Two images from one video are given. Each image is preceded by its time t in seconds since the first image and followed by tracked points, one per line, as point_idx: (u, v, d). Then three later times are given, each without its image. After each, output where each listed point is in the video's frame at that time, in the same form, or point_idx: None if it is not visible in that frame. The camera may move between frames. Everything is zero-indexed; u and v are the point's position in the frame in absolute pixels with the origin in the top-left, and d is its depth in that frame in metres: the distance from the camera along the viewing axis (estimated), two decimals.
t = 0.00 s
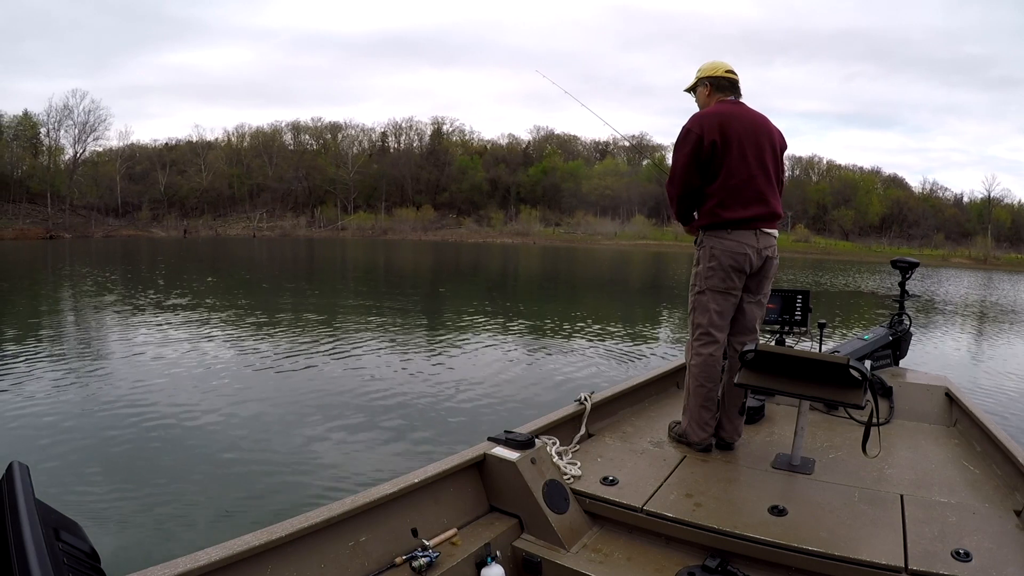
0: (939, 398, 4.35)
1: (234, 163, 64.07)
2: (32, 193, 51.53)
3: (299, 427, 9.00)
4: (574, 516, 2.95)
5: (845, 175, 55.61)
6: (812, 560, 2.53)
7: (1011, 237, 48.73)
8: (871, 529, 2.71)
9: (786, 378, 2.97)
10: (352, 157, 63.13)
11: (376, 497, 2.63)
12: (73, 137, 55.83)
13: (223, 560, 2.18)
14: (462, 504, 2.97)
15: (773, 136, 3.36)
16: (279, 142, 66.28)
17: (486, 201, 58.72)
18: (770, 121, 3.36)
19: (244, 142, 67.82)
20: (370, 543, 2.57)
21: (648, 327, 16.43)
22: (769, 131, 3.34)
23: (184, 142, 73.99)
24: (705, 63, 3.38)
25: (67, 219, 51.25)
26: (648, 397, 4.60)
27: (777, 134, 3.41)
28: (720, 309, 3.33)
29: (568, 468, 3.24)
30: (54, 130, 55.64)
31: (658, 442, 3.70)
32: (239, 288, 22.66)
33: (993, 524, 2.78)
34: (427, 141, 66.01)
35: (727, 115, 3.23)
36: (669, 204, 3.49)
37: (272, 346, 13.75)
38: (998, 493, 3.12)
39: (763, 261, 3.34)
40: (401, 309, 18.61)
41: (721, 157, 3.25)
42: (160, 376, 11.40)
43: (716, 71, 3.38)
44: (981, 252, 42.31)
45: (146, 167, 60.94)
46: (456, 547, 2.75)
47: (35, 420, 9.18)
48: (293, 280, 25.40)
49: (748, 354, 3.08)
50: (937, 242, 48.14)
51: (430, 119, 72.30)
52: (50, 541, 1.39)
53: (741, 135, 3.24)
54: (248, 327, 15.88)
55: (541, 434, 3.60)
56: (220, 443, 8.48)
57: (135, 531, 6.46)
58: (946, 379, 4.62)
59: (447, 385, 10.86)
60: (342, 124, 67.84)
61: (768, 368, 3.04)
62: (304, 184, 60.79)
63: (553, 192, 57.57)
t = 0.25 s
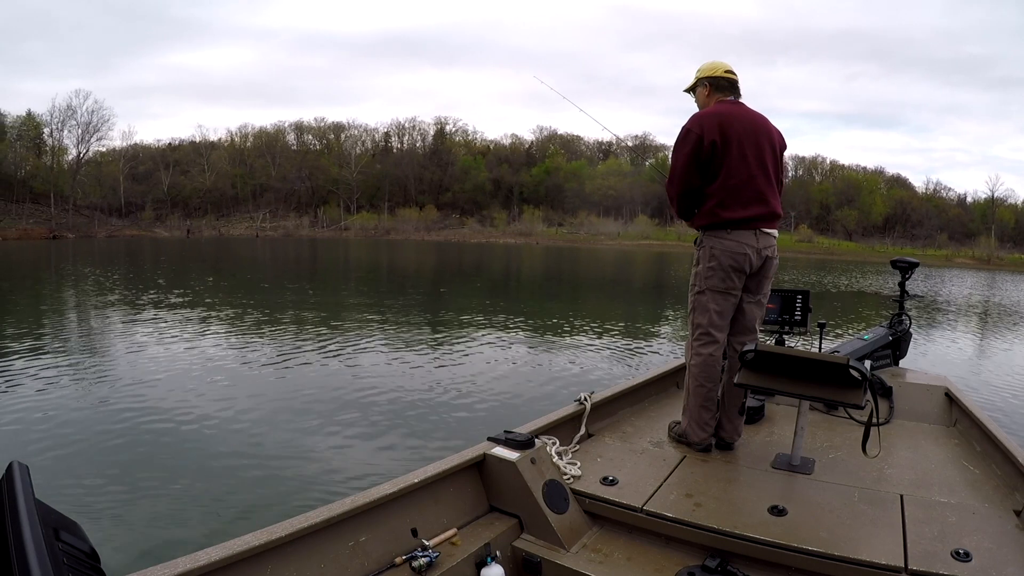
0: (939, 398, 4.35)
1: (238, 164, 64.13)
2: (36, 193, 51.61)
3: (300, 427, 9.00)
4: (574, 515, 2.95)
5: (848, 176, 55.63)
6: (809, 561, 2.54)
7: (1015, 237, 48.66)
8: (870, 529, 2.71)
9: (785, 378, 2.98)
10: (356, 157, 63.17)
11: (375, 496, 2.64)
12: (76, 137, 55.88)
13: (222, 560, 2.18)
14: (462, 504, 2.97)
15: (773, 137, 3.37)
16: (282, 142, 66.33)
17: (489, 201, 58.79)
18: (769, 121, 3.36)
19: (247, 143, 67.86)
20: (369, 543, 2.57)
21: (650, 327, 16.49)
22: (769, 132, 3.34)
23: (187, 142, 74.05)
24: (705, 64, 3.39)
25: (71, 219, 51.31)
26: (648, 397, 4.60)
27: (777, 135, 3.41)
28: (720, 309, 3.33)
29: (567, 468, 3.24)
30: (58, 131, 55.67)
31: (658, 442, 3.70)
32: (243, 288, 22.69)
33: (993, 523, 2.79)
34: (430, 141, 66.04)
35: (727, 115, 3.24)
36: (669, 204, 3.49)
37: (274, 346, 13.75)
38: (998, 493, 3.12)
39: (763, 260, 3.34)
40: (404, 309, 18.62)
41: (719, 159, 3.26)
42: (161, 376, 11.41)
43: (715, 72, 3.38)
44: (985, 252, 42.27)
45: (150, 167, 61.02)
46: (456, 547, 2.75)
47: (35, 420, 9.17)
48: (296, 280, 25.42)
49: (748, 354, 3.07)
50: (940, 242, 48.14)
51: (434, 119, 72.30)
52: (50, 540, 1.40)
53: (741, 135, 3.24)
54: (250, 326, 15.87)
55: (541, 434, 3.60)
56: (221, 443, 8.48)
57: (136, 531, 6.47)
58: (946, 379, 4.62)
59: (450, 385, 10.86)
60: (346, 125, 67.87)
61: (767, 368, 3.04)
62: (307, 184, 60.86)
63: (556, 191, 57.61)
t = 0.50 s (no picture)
0: (938, 398, 4.35)
1: (241, 164, 64.16)
2: (40, 193, 51.62)
3: (300, 427, 9.00)
4: (574, 515, 2.95)
5: (852, 176, 55.63)
6: (809, 560, 2.54)
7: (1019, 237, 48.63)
8: (869, 529, 2.71)
9: (785, 378, 2.97)
10: (359, 157, 63.15)
11: (375, 496, 2.63)
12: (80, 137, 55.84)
13: (223, 559, 2.18)
14: (462, 504, 2.97)
15: (772, 137, 3.37)
16: (285, 142, 66.31)
17: (492, 201, 58.82)
18: (769, 121, 3.36)
19: (250, 143, 67.85)
20: (368, 543, 2.57)
21: (654, 328, 16.52)
22: (768, 132, 3.34)
23: (190, 142, 74.06)
24: (704, 64, 3.39)
25: (75, 219, 51.34)
26: (648, 397, 4.61)
27: (777, 135, 3.41)
28: (720, 309, 3.33)
29: (567, 468, 3.23)
30: (61, 131, 55.64)
31: (658, 442, 3.70)
32: (247, 288, 22.66)
33: (992, 523, 2.79)
34: (434, 141, 66.02)
35: (726, 116, 3.23)
36: (668, 204, 3.49)
37: (276, 346, 13.75)
38: (998, 493, 3.12)
39: (763, 261, 3.34)
40: (407, 309, 18.62)
41: (719, 159, 3.26)
42: (162, 376, 11.40)
43: (715, 72, 3.38)
44: (989, 253, 42.27)
45: (153, 167, 61.04)
46: (456, 547, 2.75)
47: (36, 419, 9.16)
48: (300, 280, 25.41)
49: (747, 355, 3.07)
50: (944, 243, 48.11)
51: (437, 119, 72.23)
52: (51, 540, 1.40)
53: (740, 135, 3.24)
54: (253, 326, 15.87)
55: (541, 434, 3.60)
56: (221, 443, 8.48)
57: (136, 531, 6.46)
58: (946, 379, 4.62)
59: (451, 386, 10.86)
60: (349, 124, 67.83)
61: (767, 368, 3.04)
62: (310, 184, 60.85)
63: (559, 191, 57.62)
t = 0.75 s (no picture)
0: (939, 398, 4.35)
1: (244, 164, 64.18)
2: (43, 193, 51.61)
3: (301, 427, 9.00)
4: (574, 515, 2.95)
5: (855, 176, 55.68)
6: (809, 560, 2.54)
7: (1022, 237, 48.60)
8: (869, 529, 2.71)
9: (784, 378, 2.97)
10: (362, 158, 63.17)
11: (375, 496, 2.63)
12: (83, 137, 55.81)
13: (223, 560, 2.18)
14: (462, 503, 2.97)
15: (771, 137, 3.36)
16: (288, 142, 66.31)
17: (495, 201, 58.86)
18: (769, 122, 3.36)
19: (253, 143, 67.88)
20: (368, 544, 2.57)
21: (657, 328, 16.53)
22: (767, 132, 3.34)
23: (193, 142, 74.05)
24: (704, 64, 3.39)
25: (78, 219, 51.32)
26: (648, 397, 4.60)
27: (776, 135, 3.41)
28: (720, 309, 3.33)
29: (567, 468, 3.23)
30: (65, 131, 55.62)
31: (658, 442, 3.70)
32: (251, 288, 22.63)
33: (992, 523, 2.78)
34: (437, 141, 66.02)
35: (725, 116, 3.24)
36: (667, 205, 3.49)
37: (278, 346, 13.73)
38: (998, 493, 3.12)
39: (762, 261, 3.34)
40: (410, 309, 18.62)
41: (718, 159, 3.26)
42: (163, 375, 11.39)
43: (714, 73, 3.38)
44: (992, 253, 42.28)
45: (156, 167, 61.04)
46: (456, 547, 2.75)
47: (37, 420, 9.15)
48: (303, 280, 25.38)
49: (747, 355, 3.07)
50: (947, 243, 48.09)
51: (440, 119, 72.20)
52: (51, 540, 1.40)
53: (739, 136, 3.24)
54: (255, 326, 15.85)
55: (541, 434, 3.60)
56: (222, 443, 8.48)
57: (136, 530, 6.46)
58: (946, 379, 4.61)
59: (453, 385, 10.85)
60: (352, 125, 67.84)
61: (767, 368, 3.04)
62: (313, 184, 60.86)
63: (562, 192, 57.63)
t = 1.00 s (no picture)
0: (938, 397, 4.35)
1: (247, 163, 64.20)
2: (46, 193, 51.59)
3: (302, 426, 9.01)
4: (573, 515, 2.95)
5: (859, 176, 55.68)
6: (808, 561, 2.54)
7: None
8: (869, 529, 2.71)
9: (785, 378, 2.97)
10: (365, 157, 63.12)
11: (374, 497, 2.63)
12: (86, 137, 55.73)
13: (223, 560, 2.18)
14: (462, 503, 2.97)
15: (771, 137, 3.36)
16: (291, 142, 66.28)
17: (498, 201, 58.88)
18: (769, 122, 3.36)
19: (256, 143, 67.85)
20: (368, 544, 2.57)
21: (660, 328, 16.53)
22: (767, 132, 3.34)
23: (196, 142, 74.04)
24: (703, 65, 3.39)
25: (81, 219, 51.29)
26: (648, 397, 4.60)
27: (776, 135, 3.41)
28: (720, 309, 3.33)
29: (567, 468, 3.23)
30: (68, 131, 55.59)
31: (658, 442, 3.70)
32: (254, 288, 22.55)
33: (992, 524, 2.78)
34: (440, 141, 65.96)
35: (726, 116, 3.23)
36: (668, 205, 3.49)
37: (281, 346, 13.70)
38: (997, 493, 3.12)
39: (761, 261, 3.34)
40: (413, 309, 18.59)
41: (718, 160, 3.26)
42: (164, 375, 11.38)
43: (714, 73, 3.38)
44: (996, 253, 42.25)
45: (159, 167, 61.04)
46: (456, 547, 2.75)
47: (38, 419, 9.14)
48: (307, 279, 25.32)
49: (747, 355, 3.07)
50: (951, 243, 48.07)
51: (443, 119, 72.09)
52: (51, 540, 1.39)
53: (739, 135, 3.24)
54: (259, 326, 15.81)
55: (541, 434, 3.60)
56: (223, 443, 8.48)
57: (137, 530, 6.45)
58: (945, 379, 4.61)
59: (455, 386, 10.85)
60: (355, 125, 67.77)
61: (766, 368, 3.04)
62: (316, 184, 60.87)
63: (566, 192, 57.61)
